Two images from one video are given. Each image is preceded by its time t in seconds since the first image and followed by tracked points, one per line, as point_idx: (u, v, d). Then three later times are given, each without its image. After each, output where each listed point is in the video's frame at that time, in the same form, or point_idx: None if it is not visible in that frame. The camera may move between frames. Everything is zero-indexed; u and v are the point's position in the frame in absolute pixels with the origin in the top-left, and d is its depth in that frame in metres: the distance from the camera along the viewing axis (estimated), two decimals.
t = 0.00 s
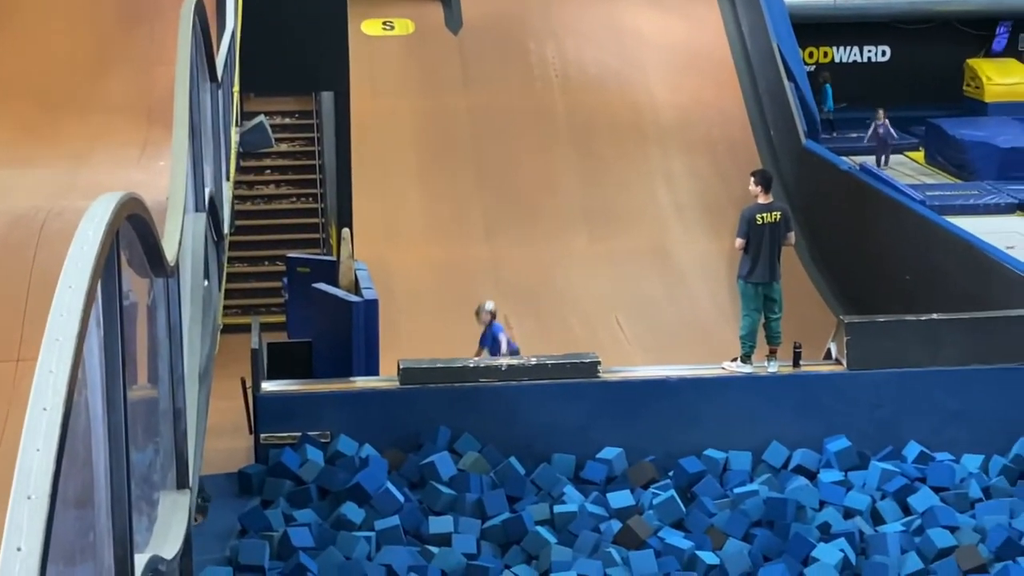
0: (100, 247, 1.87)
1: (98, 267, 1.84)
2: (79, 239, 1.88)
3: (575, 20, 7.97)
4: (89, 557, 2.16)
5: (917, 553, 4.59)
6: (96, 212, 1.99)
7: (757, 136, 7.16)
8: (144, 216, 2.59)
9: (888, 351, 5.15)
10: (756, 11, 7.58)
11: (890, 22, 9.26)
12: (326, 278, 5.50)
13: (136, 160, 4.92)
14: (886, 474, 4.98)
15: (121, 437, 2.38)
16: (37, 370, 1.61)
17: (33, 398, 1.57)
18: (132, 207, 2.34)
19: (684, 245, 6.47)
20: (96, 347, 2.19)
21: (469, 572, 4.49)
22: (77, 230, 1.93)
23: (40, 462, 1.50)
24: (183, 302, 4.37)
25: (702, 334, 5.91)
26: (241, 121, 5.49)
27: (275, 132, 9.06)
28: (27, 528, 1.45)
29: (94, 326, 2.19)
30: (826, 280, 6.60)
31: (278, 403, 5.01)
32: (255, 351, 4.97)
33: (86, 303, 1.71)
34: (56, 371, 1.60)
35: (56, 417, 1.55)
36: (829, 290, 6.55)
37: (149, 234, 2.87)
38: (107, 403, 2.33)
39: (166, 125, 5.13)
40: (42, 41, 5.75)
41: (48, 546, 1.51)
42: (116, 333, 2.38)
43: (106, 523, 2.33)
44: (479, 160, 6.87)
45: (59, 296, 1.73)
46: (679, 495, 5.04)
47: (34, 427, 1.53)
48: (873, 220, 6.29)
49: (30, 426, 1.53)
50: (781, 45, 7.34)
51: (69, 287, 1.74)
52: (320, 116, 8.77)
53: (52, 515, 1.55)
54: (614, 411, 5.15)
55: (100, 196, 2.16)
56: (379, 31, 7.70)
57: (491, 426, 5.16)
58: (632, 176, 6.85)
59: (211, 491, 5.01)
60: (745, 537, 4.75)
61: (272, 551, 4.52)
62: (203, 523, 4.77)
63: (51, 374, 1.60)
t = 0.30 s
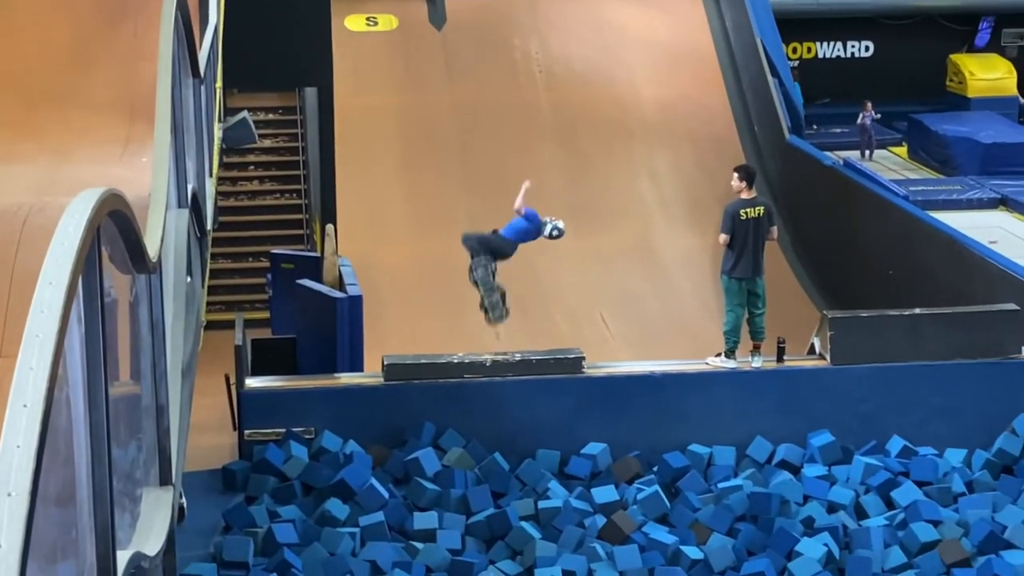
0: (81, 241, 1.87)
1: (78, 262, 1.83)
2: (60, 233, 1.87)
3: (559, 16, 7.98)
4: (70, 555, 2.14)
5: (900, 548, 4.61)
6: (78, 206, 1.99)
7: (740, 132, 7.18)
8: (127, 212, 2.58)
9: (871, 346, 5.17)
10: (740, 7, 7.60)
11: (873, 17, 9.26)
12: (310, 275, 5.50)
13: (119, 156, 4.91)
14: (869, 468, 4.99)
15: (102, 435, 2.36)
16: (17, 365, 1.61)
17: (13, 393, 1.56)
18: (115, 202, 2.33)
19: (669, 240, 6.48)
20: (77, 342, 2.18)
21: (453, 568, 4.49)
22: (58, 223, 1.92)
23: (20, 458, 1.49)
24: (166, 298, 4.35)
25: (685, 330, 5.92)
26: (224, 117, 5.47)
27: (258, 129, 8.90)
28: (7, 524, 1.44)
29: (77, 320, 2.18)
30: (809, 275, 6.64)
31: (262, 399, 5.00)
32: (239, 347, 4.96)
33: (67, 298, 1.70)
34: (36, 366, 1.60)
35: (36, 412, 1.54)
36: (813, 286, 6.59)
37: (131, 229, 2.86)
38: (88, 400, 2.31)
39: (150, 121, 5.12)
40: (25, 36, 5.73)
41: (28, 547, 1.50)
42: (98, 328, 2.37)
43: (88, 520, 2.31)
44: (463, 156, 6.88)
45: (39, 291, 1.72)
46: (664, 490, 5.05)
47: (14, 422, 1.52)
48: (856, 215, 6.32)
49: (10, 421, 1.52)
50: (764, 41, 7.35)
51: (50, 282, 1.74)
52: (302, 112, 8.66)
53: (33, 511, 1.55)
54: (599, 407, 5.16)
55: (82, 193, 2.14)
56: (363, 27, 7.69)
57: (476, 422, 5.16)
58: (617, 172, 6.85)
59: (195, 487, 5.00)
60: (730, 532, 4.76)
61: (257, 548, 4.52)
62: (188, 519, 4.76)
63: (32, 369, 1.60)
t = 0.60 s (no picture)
0: (63, 239, 1.89)
1: (60, 259, 1.82)
2: (42, 231, 1.89)
3: (546, 11, 7.98)
4: (54, 553, 2.15)
5: (886, 542, 4.62)
6: (61, 202, 2.01)
7: (726, 128, 7.22)
8: (110, 209, 2.57)
9: (857, 342, 5.18)
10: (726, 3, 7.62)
11: (858, 12, 9.25)
12: (296, 271, 5.49)
13: (104, 152, 4.90)
14: (856, 463, 5.00)
15: (87, 432, 2.36)
16: None
17: None
18: (99, 200, 2.35)
19: (655, 235, 6.49)
20: (60, 340, 2.19)
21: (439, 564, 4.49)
22: (41, 221, 1.94)
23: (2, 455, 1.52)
24: (151, 294, 4.34)
25: (672, 324, 5.93)
26: (210, 113, 5.46)
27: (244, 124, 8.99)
28: None
29: (58, 317, 2.17)
30: (795, 270, 6.65)
31: (248, 396, 5.00)
32: (225, 343, 4.95)
33: (48, 297, 1.71)
34: (17, 364, 1.62)
35: (18, 410, 1.56)
36: (799, 281, 6.60)
37: (115, 227, 2.86)
38: (72, 397, 2.31)
39: (135, 116, 5.11)
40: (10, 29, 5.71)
41: (9, 544, 1.52)
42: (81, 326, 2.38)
43: (72, 518, 2.31)
44: (450, 152, 6.88)
45: (21, 290, 1.74)
46: (650, 485, 5.05)
47: None
48: (841, 210, 6.34)
49: None
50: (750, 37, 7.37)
51: (31, 281, 1.76)
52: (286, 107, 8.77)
53: (14, 507, 1.57)
54: (586, 402, 5.16)
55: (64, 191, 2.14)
56: (348, 22, 7.68)
57: (462, 418, 5.16)
58: (604, 167, 6.86)
59: (181, 484, 4.99)
60: (716, 527, 4.76)
61: (243, 544, 4.52)
62: (173, 516, 4.75)
63: (13, 368, 1.62)
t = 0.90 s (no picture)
0: (47, 234, 1.91)
1: (43, 255, 1.82)
2: (27, 227, 1.92)
3: (535, 6, 7.98)
4: (40, 548, 2.15)
5: (873, 535, 4.63)
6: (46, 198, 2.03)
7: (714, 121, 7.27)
8: (94, 204, 2.56)
9: (844, 335, 5.18)
10: None
11: (847, 6, 9.25)
12: (284, 266, 5.48)
13: (91, 147, 4.89)
14: (843, 456, 5.01)
15: (74, 428, 2.36)
16: None
17: None
18: (86, 195, 2.36)
19: (644, 228, 6.50)
20: (46, 334, 2.21)
21: (428, 559, 4.50)
22: (26, 216, 1.96)
23: None
24: (137, 289, 4.32)
25: (660, 318, 5.94)
26: (196, 108, 5.44)
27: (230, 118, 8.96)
28: None
29: (42, 311, 2.16)
30: (784, 264, 6.66)
31: (236, 391, 4.99)
32: (213, 339, 4.94)
33: (30, 292, 1.71)
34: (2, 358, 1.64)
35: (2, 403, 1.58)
36: (788, 275, 6.61)
37: (103, 222, 2.87)
38: (57, 392, 2.30)
39: (121, 111, 5.09)
40: None
41: None
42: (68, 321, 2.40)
43: (59, 513, 2.31)
44: (439, 146, 6.88)
45: (5, 285, 1.76)
46: (639, 479, 5.06)
47: None
48: (830, 204, 6.36)
49: None
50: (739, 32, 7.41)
51: (15, 276, 1.78)
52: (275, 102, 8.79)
53: None
54: (575, 396, 5.17)
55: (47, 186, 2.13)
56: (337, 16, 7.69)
57: (451, 412, 5.16)
58: (593, 162, 6.86)
59: (169, 480, 4.98)
60: (704, 521, 4.77)
61: (231, 540, 4.51)
62: (161, 511, 4.75)
63: None
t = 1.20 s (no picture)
0: (37, 228, 1.92)
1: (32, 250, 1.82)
2: (17, 220, 1.93)
3: None
4: (28, 543, 2.15)
5: (864, 527, 4.64)
6: (36, 191, 2.04)
7: (707, 113, 7.27)
8: (84, 196, 2.55)
9: (835, 327, 5.19)
10: None
11: None
12: (276, 259, 5.48)
13: (82, 139, 4.89)
14: (835, 448, 5.02)
15: (65, 422, 2.34)
16: None
17: None
18: (76, 190, 2.38)
19: (636, 221, 6.50)
20: (37, 328, 2.22)
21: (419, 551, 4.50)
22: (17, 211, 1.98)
23: None
24: (128, 282, 4.31)
25: (652, 310, 5.95)
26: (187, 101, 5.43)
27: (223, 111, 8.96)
28: None
29: (30, 305, 2.16)
30: (777, 256, 6.69)
31: (227, 384, 4.99)
32: (204, 331, 4.93)
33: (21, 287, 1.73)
34: None
35: None
36: (780, 266, 6.64)
37: (94, 215, 2.88)
38: (47, 386, 2.30)
39: (112, 103, 5.08)
40: None
41: None
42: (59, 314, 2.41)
43: (50, 506, 2.31)
44: (430, 139, 6.87)
45: None
46: (631, 471, 5.06)
47: None
48: (822, 196, 6.39)
49: None
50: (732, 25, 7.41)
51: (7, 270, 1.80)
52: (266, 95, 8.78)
53: None
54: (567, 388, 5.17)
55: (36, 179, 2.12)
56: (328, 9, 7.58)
57: (443, 405, 5.16)
58: (585, 155, 6.87)
59: (160, 473, 4.97)
60: (696, 513, 4.78)
61: (223, 533, 4.51)
62: (152, 505, 4.74)
63: None
